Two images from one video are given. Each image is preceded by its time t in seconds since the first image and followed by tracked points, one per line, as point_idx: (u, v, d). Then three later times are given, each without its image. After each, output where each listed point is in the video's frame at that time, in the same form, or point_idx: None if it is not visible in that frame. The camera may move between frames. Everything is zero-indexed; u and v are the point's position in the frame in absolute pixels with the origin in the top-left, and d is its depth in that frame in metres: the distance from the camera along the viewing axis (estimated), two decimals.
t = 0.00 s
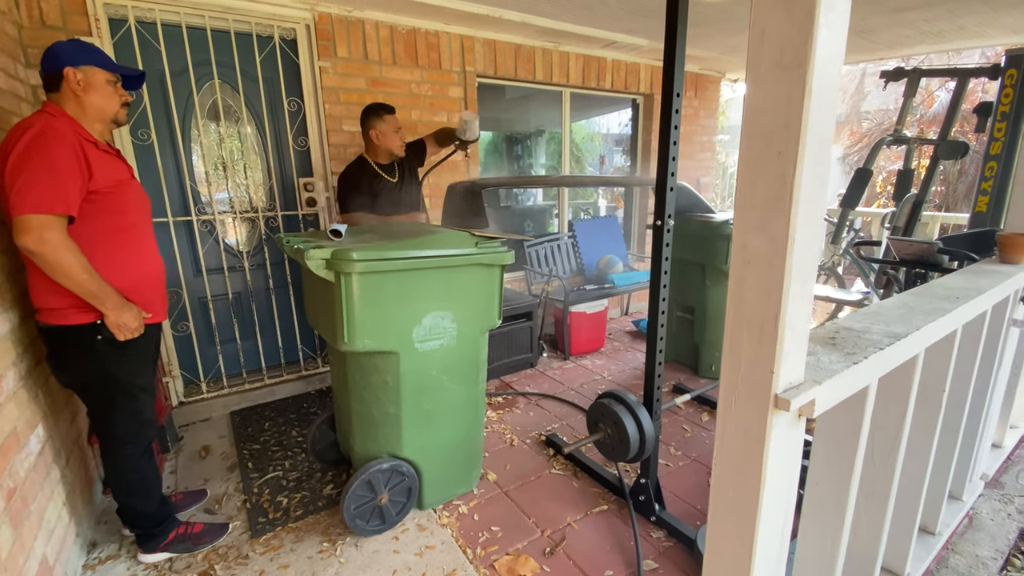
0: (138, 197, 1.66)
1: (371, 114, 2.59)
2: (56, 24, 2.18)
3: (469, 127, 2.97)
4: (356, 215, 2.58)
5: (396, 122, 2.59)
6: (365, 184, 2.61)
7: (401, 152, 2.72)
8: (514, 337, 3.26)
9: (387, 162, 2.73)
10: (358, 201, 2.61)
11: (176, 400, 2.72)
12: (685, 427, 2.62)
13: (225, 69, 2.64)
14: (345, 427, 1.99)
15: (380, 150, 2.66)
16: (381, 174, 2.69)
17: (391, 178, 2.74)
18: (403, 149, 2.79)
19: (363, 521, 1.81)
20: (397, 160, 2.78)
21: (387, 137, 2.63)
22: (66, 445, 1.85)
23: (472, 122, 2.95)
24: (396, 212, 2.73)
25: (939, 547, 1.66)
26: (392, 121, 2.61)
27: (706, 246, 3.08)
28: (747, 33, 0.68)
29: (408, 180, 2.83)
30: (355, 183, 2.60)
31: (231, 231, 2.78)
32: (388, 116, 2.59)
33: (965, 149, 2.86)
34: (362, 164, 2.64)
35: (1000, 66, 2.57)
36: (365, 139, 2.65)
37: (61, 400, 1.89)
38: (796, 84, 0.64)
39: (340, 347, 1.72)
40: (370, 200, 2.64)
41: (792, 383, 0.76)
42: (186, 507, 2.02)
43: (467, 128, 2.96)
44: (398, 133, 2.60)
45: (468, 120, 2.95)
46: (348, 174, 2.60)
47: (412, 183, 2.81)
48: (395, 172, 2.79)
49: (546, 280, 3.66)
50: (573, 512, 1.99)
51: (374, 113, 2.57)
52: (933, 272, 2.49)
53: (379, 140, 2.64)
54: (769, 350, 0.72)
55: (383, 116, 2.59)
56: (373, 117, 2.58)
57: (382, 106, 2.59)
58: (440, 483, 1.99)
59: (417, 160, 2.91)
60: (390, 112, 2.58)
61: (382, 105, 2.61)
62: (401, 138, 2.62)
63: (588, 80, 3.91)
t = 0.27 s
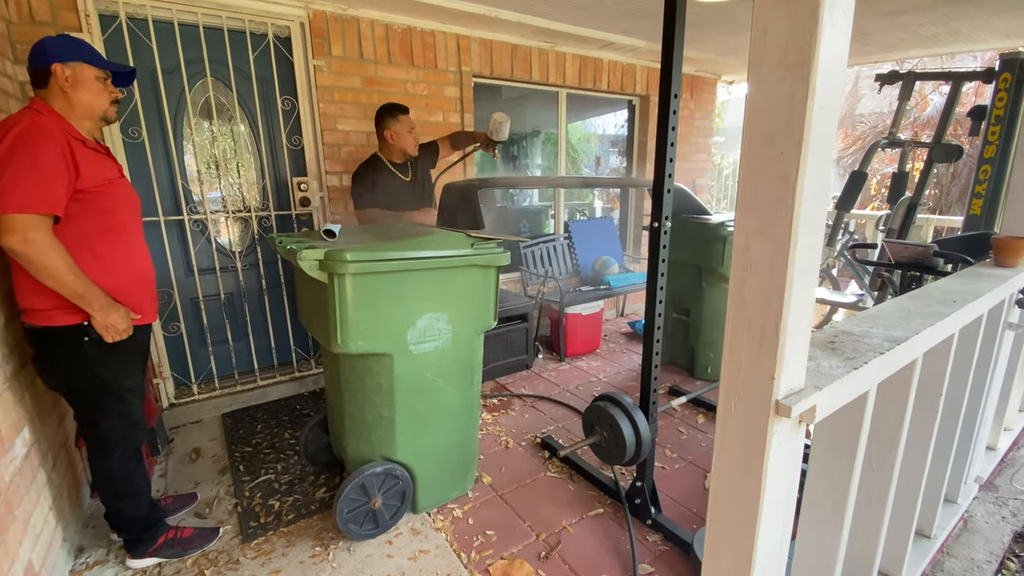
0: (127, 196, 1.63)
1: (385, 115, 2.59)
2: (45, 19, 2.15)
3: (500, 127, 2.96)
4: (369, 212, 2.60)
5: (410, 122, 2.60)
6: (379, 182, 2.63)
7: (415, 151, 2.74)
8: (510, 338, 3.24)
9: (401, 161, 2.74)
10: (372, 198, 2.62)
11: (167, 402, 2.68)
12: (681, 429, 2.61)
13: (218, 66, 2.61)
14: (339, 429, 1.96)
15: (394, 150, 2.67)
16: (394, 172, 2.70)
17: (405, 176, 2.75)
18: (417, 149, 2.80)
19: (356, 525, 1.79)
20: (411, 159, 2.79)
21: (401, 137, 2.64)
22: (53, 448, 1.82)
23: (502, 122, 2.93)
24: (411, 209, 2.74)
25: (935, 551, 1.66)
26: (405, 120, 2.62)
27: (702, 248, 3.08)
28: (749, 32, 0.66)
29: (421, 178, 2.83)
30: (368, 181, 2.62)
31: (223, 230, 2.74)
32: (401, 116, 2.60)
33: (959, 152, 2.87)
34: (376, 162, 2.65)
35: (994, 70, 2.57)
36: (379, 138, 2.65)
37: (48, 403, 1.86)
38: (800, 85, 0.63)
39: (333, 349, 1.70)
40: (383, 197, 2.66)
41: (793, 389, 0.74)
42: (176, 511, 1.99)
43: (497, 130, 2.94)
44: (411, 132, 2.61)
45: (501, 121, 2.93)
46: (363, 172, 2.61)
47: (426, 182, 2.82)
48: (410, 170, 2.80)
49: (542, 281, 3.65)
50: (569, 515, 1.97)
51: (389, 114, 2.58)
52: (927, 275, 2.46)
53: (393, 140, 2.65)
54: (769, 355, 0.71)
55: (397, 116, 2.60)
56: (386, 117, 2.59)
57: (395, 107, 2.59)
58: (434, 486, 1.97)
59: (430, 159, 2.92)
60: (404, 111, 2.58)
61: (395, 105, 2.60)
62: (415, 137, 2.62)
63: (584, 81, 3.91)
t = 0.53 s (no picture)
0: (114, 194, 1.59)
1: (394, 114, 2.72)
2: (30, 13, 2.10)
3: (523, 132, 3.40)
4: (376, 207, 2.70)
5: (418, 122, 2.73)
6: (388, 179, 2.75)
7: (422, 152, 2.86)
8: (504, 340, 3.22)
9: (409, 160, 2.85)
10: (380, 194, 2.73)
11: (154, 404, 2.63)
12: (676, 432, 2.61)
13: (209, 63, 2.56)
14: (330, 433, 1.93)
15: (402, 148, 2.78)
16: (402, 171, 2.82)
17: (412, 175, 2.87)
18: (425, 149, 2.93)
19: (347, 531, 1.75)
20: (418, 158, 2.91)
21: (409, 136, 2.77)
22: (35, 453, 1.77)
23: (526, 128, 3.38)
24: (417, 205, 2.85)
25: (929, 556, 1.66)
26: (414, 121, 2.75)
27: (698, 251, 3.07)
28: (758, 32, 0.64)
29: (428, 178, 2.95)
30: (377, 178, 2.73)
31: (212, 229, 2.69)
32: (410, 116, 2.73)
33: (952, 157, 2.88)
34: (384, 160, 2.77)
35: (987, 76, 2.59)
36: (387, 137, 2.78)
37: (30, 406, 1.81)
38: (811, 86, 0.61)
39: (325, 352, 1.67)
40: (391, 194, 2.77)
41: (798, 399, 0.72)
42: (162, 516, 1.95)
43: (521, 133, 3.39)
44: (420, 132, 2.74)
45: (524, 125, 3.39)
46: (371, 168, 2.73)
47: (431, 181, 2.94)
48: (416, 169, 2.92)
49: (537, 283, 3.64)
50: (563, 521, 1.95)
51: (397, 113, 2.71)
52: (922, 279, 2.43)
53: (401, 140, 2.77)
54: (776, 364, 0.69)
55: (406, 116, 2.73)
56: (396, 117, 2.72)
57: (405, 107, 2.72)
58: (427, 491, 1.94)
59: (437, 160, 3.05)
60: (412, 112, 2.71)
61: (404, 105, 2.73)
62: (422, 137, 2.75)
63: (580, 82, 3.89)
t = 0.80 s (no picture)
0: (98, 193, 1.54)
1: (396, 114, 2.74)
2: (11, 4, 2.03)
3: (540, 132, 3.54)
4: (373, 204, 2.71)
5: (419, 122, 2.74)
6: (388, 177, 2.76)
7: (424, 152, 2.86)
8: (497, 342, 3.19)
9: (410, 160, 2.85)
10: (379, 191, 2.74)
11: (138, 408, 2.56)
12: (670, 436, 2.60)
13: (197, 58, 2.50)
14: (320, 439, 1.89)
15: (403, 148, 2.79)
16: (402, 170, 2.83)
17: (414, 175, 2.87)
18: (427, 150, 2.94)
19: (338, 540, 1.71)
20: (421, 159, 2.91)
21: (410, 137, 2.78)
22: (13, 460, 1.71)
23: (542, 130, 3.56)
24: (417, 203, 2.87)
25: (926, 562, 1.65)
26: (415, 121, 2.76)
27: (692, 254, 3.06)
28: (773, 32, 0.62)
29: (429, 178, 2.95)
30: (377, 175, 2.75)
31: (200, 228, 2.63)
32: (411, 116, 2.75)
33: (944, 162, 2.90)
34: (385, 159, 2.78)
35: (980, 81, 2.61)
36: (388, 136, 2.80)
37: (8, 411, 1.74)
38: (829, 88, 0.59)
39: (316, 356, 1.62)
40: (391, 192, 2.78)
41: (810, 411, 0.70)
42: (146, 525, 1.89)
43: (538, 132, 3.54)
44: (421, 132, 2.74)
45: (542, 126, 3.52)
46: (371, 166, 2.74)
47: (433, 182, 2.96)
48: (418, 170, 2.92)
49: (530, 285, 3.61)
50: (558, 527, 1.92)
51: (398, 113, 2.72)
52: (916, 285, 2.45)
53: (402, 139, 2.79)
54: (788, 376, 0.67)
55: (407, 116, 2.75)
56: (397, 117, 2.73)
57: (406, 107, 2.74)
58: (420, 498, 1.90)
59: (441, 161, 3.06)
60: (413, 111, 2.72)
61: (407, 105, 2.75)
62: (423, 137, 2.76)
63: (575, 83, 3.88)
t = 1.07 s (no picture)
0: (79, 192, 1.47)
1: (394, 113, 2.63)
2: None
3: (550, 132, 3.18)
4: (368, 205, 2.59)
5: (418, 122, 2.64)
6: (383, 176, 2.65)
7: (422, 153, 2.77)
8: (491, 344, 3.15)
9: (408, 160, 2.76)
10: (374, 192, 2.63)
11: (121, 414, 2.47)
12: (666, 439, 2.58)
13: (182, 53, 2.43)
14: (312, 446, 1.83)
15: (400, 148, 2.70)
16: (399, 170, 2.72)
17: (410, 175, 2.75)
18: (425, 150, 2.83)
19: (330, 550, 1.66)
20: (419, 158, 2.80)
21: (409, 136, 2.69)
22: None
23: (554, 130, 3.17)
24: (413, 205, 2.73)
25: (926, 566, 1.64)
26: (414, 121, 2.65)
27: (687, 256, 3.05)
28: (799, 29, 0.59)
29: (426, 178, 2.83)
30: (373, 176, 2.63)
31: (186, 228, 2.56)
32: (409, 116, 2.64)
33: (935, 165, 2.92)
34: (381, 159, 2.67)
35: (972, 85, 2.62)
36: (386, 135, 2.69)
37: None
38: (860, 88, 0.56)
39: (307, 362, 1.57)
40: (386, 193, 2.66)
41: (831, 424, 0.68)
42: (129, 536, 1.82)
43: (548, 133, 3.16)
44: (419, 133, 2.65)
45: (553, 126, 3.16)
46: (367, 166, 2.64)
47: (430, 183, 2.83)
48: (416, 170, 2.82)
49: (524, 286, 3.58)
50: (556, 534, 1.89)
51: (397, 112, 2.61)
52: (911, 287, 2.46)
53: (399, 139, 2.69)
54: (812, 387, 0.64)
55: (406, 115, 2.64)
56: (395, 116, 2.63)
57: (404, 106, 2.63)
58: (414, 506, 1.85)
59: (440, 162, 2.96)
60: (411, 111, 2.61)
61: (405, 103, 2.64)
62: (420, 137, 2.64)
63: (568, 83, 3.85)
